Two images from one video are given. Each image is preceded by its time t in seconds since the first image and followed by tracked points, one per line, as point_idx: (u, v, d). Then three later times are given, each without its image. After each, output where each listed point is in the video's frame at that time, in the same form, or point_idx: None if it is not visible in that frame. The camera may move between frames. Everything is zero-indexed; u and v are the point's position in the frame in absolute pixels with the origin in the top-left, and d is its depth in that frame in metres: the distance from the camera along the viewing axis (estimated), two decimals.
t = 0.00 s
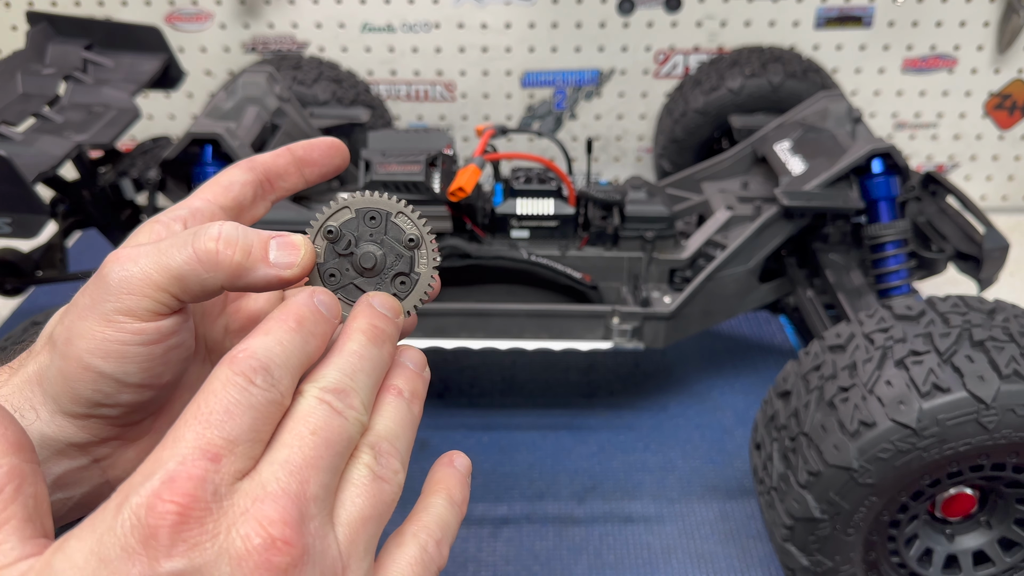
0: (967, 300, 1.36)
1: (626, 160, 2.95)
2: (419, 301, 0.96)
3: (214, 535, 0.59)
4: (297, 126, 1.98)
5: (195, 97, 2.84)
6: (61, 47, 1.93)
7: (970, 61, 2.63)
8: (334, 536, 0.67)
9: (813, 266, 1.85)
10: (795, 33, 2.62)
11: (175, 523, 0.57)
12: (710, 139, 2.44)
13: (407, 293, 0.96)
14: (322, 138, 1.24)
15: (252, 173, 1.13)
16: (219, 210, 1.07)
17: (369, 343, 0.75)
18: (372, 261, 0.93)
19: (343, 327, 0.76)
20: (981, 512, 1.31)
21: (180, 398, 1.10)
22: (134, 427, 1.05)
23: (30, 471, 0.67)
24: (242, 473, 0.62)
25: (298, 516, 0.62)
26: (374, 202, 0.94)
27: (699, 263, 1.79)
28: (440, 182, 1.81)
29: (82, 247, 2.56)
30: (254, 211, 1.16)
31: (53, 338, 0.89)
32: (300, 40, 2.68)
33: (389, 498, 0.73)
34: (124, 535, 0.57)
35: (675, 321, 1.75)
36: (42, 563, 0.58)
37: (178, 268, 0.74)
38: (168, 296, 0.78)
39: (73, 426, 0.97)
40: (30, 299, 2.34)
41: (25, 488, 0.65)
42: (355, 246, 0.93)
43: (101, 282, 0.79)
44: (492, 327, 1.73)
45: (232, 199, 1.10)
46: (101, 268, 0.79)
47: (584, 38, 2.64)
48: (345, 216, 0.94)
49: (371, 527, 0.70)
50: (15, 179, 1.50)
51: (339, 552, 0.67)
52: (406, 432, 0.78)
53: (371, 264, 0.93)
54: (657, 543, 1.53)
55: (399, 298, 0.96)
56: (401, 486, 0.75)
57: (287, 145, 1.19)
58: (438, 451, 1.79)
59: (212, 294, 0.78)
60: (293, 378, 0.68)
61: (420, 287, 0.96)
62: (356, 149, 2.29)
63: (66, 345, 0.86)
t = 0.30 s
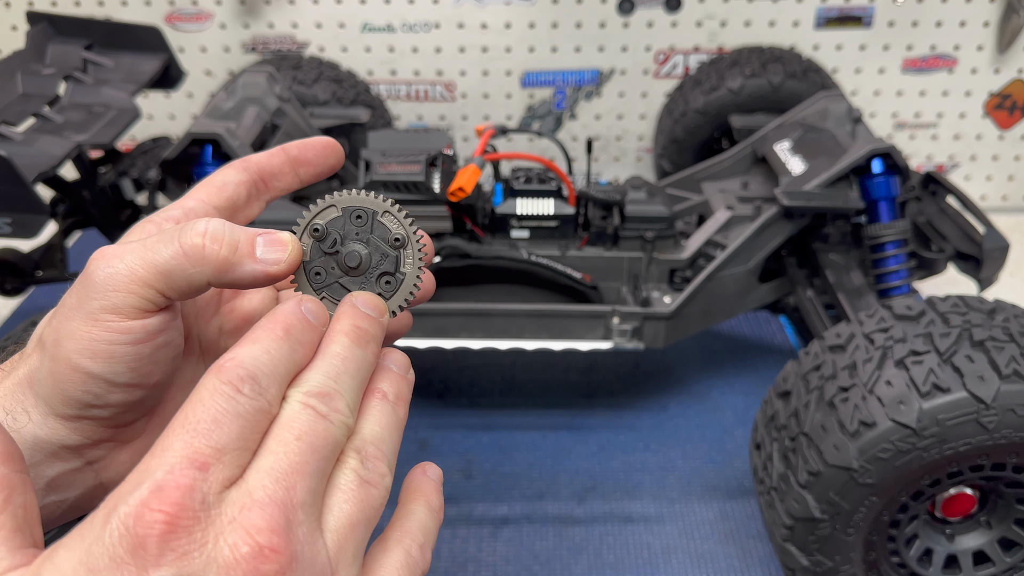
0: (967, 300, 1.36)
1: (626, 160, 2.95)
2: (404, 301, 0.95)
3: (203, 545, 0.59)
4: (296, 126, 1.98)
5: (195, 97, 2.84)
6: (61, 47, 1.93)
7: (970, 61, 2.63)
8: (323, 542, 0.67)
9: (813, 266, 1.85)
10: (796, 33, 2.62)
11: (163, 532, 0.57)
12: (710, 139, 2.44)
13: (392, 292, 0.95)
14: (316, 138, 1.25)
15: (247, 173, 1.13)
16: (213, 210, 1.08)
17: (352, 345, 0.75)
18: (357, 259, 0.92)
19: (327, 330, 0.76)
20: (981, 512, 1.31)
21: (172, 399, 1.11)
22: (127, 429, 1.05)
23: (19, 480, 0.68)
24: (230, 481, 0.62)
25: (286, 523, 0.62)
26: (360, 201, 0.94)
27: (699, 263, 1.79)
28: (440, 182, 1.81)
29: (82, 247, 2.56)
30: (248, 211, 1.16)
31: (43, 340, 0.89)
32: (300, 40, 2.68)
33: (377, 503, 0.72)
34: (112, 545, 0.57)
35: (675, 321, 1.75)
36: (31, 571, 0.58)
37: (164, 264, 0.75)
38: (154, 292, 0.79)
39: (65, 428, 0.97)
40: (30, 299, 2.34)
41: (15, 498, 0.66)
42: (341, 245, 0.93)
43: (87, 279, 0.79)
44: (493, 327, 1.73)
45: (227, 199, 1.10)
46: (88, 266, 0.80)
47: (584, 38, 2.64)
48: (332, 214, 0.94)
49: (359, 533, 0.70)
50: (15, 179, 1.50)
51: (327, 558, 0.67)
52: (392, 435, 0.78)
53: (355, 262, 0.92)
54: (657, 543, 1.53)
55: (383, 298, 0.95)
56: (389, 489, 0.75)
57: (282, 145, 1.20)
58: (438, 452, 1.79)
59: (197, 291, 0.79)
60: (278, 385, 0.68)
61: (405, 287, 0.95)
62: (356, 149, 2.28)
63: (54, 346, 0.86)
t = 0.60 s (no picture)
0: (967, 299, 1.36)
1: (626, 160, 2.95)
2: (394, 301, 0.95)
3: (190, 558, 0.59)
4: (296, 126, 1.98)
5: (195, 97, 2.84)
6: (61, 47, 1.93)
7: (970, 61, 2.63)
8: (315, 552, 0.67)
9: (813, 266, 1.85)
10: (795, 33, 2.62)
11: (149, 547, 0.57)
12: (710, 139, 2.44)
13: (381, 293, 0.95)
14: (313, 134, 1.25)
15: (243, 171, 1.13)
16: (208, 210, 1.07)
17: (339, 348, 0.74)
18: (346, 259, 0.92)
19: (314, 335, 0.76)
20: (981, 513, 1.31)
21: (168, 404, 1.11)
22: (122, 435, 1.06)
23: (8, 489, 0.67)
24: (217, 492, 0.62)
25: (275, 534, 0.62)
26: (351, 200, 0.94)
27: (699, 263, 1.79)
28: (440, 182, 1.81)
29: (82, 247, 2.56)
30: (245, 210, 1.16)
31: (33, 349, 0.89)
32: (300, 40, 2.68)
33: (369, 511, 0.72)
34: (96, 560, 0.57)
35: (675, 321, 1.75)
36: None
37: (151, 266, 0.75)
38: (141, 295, 0.80)
39: (59, 437, 0.97)
40: (30, 299, 2.34)
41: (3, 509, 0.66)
42: (330, 244, 0.93)
43: (74, 284, 0.80)
44: (493, 327, 1.73)
45: (222, 198, 1.10)
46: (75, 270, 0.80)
47: (584, 38, 2.64)
48: (321, 213, 0.94)
49: (350, 542, 0.70)
50: (15, 179, 1.49)
51: (320, 568, 0.67)
52: (382, 442, 0.77)
53: (344, 262, 0.92)
54: (657, 543, 1.53)
55: (372, 299, 0.94)
56: (381, 496, 0.75)
57: (278, 142, 1.20)
58: (438, 452, 1.79)
59: (184, 291, 0.79)
60: (265, 394, 0.68)
61: (394, 287, 0.95)
62: (356, 149, 2.28)
63: (44, 355, 0.87)
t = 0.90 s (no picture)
0: (967, 300, 1.36)
1: (626, 160, 2.95)
2: (366, 288, 0.95)
3: (148, 560, 0.59)
4: (296, 126, 1.98)
5: (195, 97, 2.84)
6: (61, 47, 1.93)
7: (970, 61, 2.63)
8: (281, 550, 0.67)
9: (813, 266, 1.85)
10: (795, 33, 2.62)
11: (106, 549, 0.57)
12: (710, 139, 2.44)
13: (354, 280, 0.94)
14: (303, 131, 1.25)
15: (231, 170, 1.13)
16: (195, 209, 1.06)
17: (307, 338, 0.73)
18: (318, 243, 0.92)
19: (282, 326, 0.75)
20: (981, 513, 1.31)
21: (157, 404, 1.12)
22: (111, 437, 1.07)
23: None
24: (178, 491, 0.62)
25: (235, 531, 0.62)
26: (325, 185, 0.95)
27: (699, 263, 1.79)
28: (440, 182, 1.81)
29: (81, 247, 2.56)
30: (233, 208, 1.16)
31: (16, 353, 0.91)
32: (300, 40, 2.68)
33: (339, 505, 0.72)
34: (54, 564, 0.58)
35: (675, 321, 1.75)
36: None
37: (127, 258, 0.77)
38: (116, 290, 0.81)
39: (48, 440, 0.99)
40: (29, 299, 2.34)
41: None
42: (304, 229, 0.94)
43: (52, 282, 0.82)
44: (493, 327, 1.73)
45: (210, 198, 1.08)
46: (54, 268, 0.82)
47: (584, 38, 2.64)
48: (296, 198, 0.95)
49: (319, 537, 0.70)
50: (14, 179, 1.49)
51: (286, 565, 0.67)
52: (354, 435, 0.77)
53: (316, 246, 0.92)
54: (657, 543, 1.53)
55: (344, 286, 0.94)
56: (354, 490, 0.74)
57: (267, 141, 1.21)
58: (438, 452, 1.79)
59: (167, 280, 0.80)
60: (227, 389, 0.68)
61: (367, 274, 0.95)
62: (356, 149, 2.28)
63: (26, 359, 0.89)
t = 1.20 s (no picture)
0: (967, 300, 1.36)
1: (626, 160, 2.95)
2: (343, 284, 0.94)
3: (126, 554, 0.59)
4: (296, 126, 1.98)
5: (195, 97, 2.84)
6: (60, 47, 1.93)
7: (970, 61, 2.63)
8: (259, 544, 0.67)
9: (813, 266, 1.85)
10: (795, 33, 2.62)
11: (85, 542, 0.58)
12: (710, 139, 2.44)
13: (330, 278, 0.94)
14: (296, 126, 1.24)
15: (226, 166, 1.14)
16: (191, 206, 1.07)
17: (285, 335, 0.73)
18: (288, 247, 0.92)
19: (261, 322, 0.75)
20: (981, 513, 1.31)
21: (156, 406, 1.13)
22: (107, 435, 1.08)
23: None
24: (157, 485, 0.62)
25: (213, 525, 0.62)
26: (290, 186, 0.94)
27: (700, 263, 1.79)
28: (440, 182, 1.81)
29: (81, 246, 2.56)
30: (230, 205, 1.17)
31: (24, 350, 0.90)
32: (300, 40, 2.67)
33: (318, 500, 0.73)
34: (35, 558, 0.59)
35: (675, 321, 1.75)
36: None
37: (148, 288, 0.76)
38: (138, 313, 0.81)
39: (47, 436, 0.99)
40: (29, 299, 2.34)
41: None
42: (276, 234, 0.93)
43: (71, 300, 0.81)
44: (492, 327, 1.73)
45: (206, 194, 1.10)
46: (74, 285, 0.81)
47: (584, 38, 2.64)
48: (264, 204, 0.95)
49: (298, 532, 0.71)
50: (14, 179, 1.49)
51: (264, 559, 0.67)
52: (333, 434, 0.77)
53: (289, 251, 0.92)
54: (657, 543, 1.53)
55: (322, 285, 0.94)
56: (333, 487, 0.75)
57: (262, 135, 1.20)
58: (438, 452, 1.79)
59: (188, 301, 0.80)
60: (206, 386, 0.67)
61: (341, 271, 0.94)
62: (356, 149, 2.28)
63: (38, 365, 0.88)
